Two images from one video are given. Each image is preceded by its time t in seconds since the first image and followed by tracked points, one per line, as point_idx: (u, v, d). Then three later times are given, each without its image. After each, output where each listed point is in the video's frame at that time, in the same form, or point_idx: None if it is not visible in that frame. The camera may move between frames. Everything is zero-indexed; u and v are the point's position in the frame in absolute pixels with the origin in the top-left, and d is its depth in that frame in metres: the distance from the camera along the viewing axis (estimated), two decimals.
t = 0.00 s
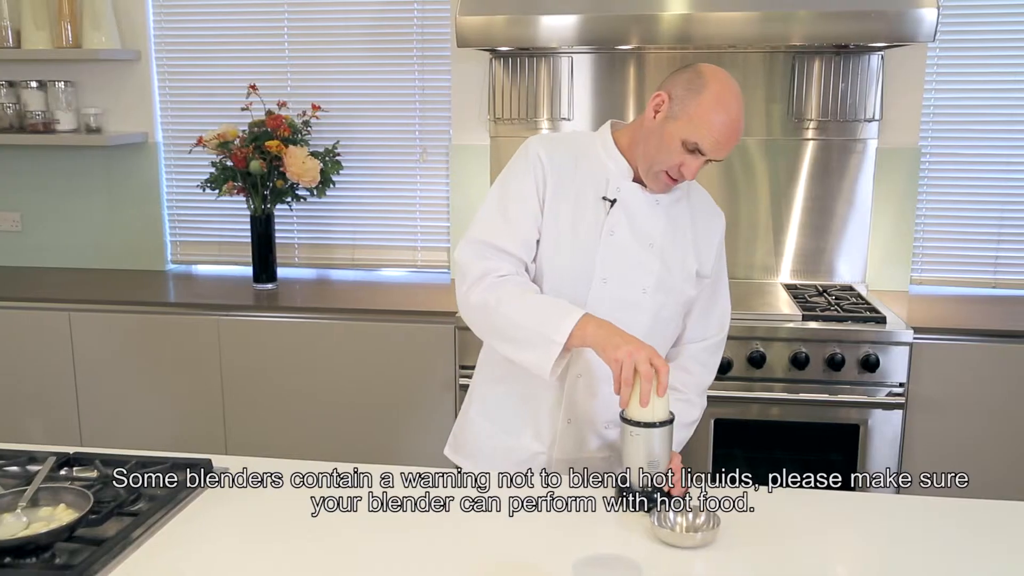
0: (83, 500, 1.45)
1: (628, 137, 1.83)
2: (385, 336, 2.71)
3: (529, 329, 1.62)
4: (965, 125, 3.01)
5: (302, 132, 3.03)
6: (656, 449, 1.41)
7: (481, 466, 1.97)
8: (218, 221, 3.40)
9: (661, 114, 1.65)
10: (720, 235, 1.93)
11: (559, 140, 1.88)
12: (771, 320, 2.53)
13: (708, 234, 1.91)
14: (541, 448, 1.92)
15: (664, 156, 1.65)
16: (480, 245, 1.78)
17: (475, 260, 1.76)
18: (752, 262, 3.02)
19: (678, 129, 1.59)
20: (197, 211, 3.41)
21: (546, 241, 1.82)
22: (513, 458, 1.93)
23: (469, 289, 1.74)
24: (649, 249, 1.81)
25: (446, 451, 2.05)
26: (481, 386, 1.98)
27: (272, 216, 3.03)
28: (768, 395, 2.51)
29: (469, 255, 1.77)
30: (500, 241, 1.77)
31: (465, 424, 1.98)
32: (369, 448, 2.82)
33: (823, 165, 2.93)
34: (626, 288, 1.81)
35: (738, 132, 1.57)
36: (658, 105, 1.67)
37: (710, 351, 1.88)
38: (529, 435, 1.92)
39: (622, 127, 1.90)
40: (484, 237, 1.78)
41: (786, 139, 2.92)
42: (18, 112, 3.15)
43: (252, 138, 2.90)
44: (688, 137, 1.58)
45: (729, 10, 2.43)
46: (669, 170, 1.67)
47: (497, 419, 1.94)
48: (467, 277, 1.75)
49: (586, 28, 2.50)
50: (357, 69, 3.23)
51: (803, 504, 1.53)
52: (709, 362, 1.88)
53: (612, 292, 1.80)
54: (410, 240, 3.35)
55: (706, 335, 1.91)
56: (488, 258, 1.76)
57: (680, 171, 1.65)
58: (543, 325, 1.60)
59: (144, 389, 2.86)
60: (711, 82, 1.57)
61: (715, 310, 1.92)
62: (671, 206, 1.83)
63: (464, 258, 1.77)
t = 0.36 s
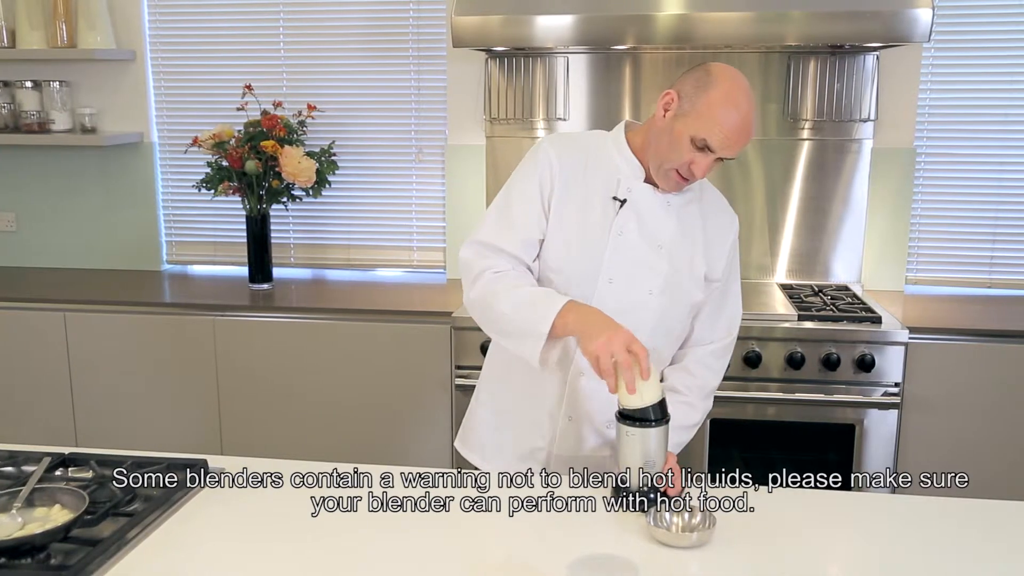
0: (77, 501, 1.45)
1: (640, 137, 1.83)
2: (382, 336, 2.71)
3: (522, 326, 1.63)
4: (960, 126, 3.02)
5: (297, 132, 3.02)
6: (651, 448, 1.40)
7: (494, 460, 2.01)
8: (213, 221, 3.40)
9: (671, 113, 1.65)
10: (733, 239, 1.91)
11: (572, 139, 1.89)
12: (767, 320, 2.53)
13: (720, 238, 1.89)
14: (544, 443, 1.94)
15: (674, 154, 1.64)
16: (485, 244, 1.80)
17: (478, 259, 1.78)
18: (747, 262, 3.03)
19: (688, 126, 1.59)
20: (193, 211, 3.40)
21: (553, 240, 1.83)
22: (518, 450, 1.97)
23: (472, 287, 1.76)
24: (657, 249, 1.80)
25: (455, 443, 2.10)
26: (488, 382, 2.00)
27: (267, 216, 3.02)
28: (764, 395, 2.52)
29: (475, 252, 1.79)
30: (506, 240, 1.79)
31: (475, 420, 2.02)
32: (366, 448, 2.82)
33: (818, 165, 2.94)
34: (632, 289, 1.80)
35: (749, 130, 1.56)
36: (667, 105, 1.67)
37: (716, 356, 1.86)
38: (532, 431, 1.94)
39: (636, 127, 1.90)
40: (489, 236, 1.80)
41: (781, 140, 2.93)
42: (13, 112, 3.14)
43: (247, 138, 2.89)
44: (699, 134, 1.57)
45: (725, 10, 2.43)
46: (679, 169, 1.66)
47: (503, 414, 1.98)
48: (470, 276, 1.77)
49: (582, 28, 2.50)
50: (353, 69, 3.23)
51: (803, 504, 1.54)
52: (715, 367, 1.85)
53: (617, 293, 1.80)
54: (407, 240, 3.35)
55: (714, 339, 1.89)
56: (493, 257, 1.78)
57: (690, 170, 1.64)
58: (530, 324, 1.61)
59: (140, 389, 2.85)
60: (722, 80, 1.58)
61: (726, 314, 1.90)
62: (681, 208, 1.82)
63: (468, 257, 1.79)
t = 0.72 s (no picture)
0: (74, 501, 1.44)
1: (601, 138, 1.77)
2: (380, 336, 2.71)
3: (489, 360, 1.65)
4: (956, 126, 3.03)
5: (295, 132, 3.02)
6: (648, 449, 1.45)
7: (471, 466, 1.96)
8: (211, 220, 3.39)
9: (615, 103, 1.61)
10: (711, 230, 1.83)
11: (535, 148, 1.82)
12: (765, 320, 2.54)
13: (698, 231, 1.82)
14: (526, 450, 1.89)
15: (624, 136, 1.58)
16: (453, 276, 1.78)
17: (449, 293, 1.78)
18: (745, 262, 3.04)
19: (630, 103, 1.54)
20: (190, 211, 3.40)
21: (524, 251, 1.77)
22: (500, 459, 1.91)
23: (447, 326, 1.76)
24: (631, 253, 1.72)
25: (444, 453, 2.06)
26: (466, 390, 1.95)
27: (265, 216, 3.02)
28: (761, 395, 2.52)
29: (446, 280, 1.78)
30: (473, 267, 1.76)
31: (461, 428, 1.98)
32: (364, 448, 2.81)
33: (816, 165, 2.94)
34: (607, 297, 1.73)
35: (689, 86, 1.50)
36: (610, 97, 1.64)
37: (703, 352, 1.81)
38: (516, 439, 1.89)
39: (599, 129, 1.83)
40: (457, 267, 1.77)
41: (779, 140, 2.93)
42: (10, 112, 3.14)
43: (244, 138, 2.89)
44: (639, 104, 1.51)
45: (722, 10, 2.43)
46: (634, 151, 1.58)
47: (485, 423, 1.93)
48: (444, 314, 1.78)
49: (580, 28, 2.50)
50: (351, 69, 3.23)
51: (803, 504, 1.54)
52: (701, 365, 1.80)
53: (591, 303, 1.73)
54: (404, 240, 3.34)
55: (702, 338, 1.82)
56: (462, 289, 1.76)
57: (646, 149, 1.55)
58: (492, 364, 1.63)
59: (137, 390, 2.85)
60: (647, 50, 1.55)
61: (710, 308, 1.83)
62: (650, 206, 1.75)
63: (442, 292, 1.79)
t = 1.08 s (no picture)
0: (92, 498, 1.45)
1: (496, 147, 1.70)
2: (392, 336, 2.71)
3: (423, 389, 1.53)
4: (973, 125, 3.00)
5: (309, 132, 3.02)
6: (663, 449, 1.45)
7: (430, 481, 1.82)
8: (226, 220, 3.42)
9: (494, 108, 1.56)
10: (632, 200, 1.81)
11: (432, 169, 1.73)
12: (778, 321, 2.52)
13: (621, 207, 1.79)
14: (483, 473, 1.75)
15: (507, 142, 1.53)
16: (371, 313, 1.65)
17: (369, 331, 1.65)
18: (758, 263, 3.02)
19: (505, 108, 1.49)
20: (205, 211, 3.42)
21: (439, 277, 1.70)
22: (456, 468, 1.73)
23: (373, 365, 1.63)
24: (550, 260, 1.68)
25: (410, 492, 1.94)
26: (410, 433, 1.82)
27: (279, 216, 3.03)
28: (774, 396, 2.51)
29: (365, 320, 1.66)
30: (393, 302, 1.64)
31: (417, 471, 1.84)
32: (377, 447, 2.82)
33: (830, 165, 2.92)
34: (534, 309, 1.69)
35: (564, 79, 1.46)
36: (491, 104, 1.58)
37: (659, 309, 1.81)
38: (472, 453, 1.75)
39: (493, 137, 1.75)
40: (375, 305, 1.65)
41: (793, 140, 2.92)
42: (28, 112, 3.17)
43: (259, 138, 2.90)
44: (515, 106, 1.47)
45: (737, 11, 2.42)
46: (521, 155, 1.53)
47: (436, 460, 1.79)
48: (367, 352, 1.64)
49: (593, 28, 2.50)
50: (364, 68, 3.23)
51: (813, 507, 1.53)
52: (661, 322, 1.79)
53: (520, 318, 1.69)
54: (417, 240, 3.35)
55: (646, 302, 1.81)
56: (384, 325, 1.64)
57: (530, 153, 1.50)
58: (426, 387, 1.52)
59: (152, 388, 2.87)
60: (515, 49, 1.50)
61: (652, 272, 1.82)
62: (564, 201, 1.71)
63: (361, 332, 1.65)
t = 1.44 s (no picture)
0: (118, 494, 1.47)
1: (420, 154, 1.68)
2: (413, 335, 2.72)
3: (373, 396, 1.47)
4: (1003, 125, 2.97)
5: (333, 132, 3.02)
6: (685, 450, 1.46)
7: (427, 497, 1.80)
8: (249, 219, 3.44)
9: (410, 115, 1.53)
10: (570, 177, 1.80)
11: (358, 185, 1.69)
12: (802, 323, 2.51)
13: (555, 187, 1.78)
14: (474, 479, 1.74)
15: (428, 148, 1.50)
16: (309, 334, 1.56)
17: (310, 352, 1.55)
18: (782, 264, 3.00)
19: (420, 114, 1.47)
20: (229, 210, 3.45)
21: (382, 293, 1.66)
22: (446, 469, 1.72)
23: (316, 385, 1.54)
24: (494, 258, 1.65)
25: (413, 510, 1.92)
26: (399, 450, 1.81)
27: (302, 215, 3.05)
28: (797, 399, 2.49)
29: (304, 347, 1.56)
30: (337, 319, 1.57)
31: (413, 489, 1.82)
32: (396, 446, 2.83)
33: (856, 165, 2.90)
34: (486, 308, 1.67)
35: (478, 82, 1.43)
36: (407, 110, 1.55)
37: (625, 270, 1.73)
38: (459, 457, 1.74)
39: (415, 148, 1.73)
40: (317, 326, 1.56)
41: (818, 140, 2.90)
42: (56, 112, 3.21)
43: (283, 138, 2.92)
44: (428, 113, 1.44)
45: (761, 10, 2.41)
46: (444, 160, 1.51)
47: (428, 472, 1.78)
48: (307, 373, 1.54)
49: (617, 28, 2.49)
50: (388, 68, 3.24)
51: (835, 510, 1.52)
52: (626, 285, 1.70)
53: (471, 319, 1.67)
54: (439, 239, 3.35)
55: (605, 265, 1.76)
56: (326, 343, 1.56)
57: (451, 157, 1.48)
58: (377, 397, 1.47)
59: (176, 385, 2.89)
60: (423, 54, 1.46)
61: (606, 239, 1.78)
62: (496, 197, 1.70)
63: (298, 355, 1.55)
